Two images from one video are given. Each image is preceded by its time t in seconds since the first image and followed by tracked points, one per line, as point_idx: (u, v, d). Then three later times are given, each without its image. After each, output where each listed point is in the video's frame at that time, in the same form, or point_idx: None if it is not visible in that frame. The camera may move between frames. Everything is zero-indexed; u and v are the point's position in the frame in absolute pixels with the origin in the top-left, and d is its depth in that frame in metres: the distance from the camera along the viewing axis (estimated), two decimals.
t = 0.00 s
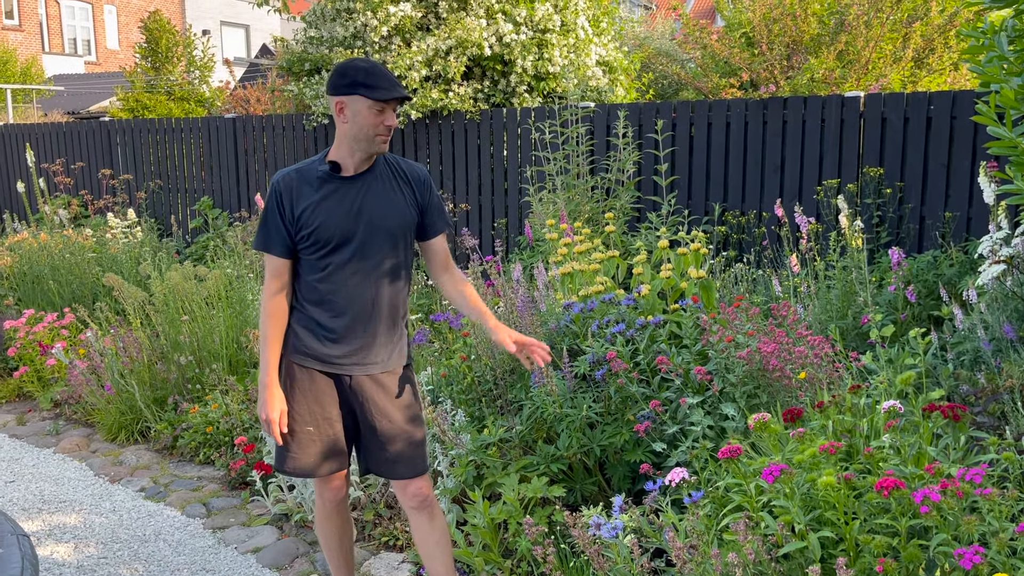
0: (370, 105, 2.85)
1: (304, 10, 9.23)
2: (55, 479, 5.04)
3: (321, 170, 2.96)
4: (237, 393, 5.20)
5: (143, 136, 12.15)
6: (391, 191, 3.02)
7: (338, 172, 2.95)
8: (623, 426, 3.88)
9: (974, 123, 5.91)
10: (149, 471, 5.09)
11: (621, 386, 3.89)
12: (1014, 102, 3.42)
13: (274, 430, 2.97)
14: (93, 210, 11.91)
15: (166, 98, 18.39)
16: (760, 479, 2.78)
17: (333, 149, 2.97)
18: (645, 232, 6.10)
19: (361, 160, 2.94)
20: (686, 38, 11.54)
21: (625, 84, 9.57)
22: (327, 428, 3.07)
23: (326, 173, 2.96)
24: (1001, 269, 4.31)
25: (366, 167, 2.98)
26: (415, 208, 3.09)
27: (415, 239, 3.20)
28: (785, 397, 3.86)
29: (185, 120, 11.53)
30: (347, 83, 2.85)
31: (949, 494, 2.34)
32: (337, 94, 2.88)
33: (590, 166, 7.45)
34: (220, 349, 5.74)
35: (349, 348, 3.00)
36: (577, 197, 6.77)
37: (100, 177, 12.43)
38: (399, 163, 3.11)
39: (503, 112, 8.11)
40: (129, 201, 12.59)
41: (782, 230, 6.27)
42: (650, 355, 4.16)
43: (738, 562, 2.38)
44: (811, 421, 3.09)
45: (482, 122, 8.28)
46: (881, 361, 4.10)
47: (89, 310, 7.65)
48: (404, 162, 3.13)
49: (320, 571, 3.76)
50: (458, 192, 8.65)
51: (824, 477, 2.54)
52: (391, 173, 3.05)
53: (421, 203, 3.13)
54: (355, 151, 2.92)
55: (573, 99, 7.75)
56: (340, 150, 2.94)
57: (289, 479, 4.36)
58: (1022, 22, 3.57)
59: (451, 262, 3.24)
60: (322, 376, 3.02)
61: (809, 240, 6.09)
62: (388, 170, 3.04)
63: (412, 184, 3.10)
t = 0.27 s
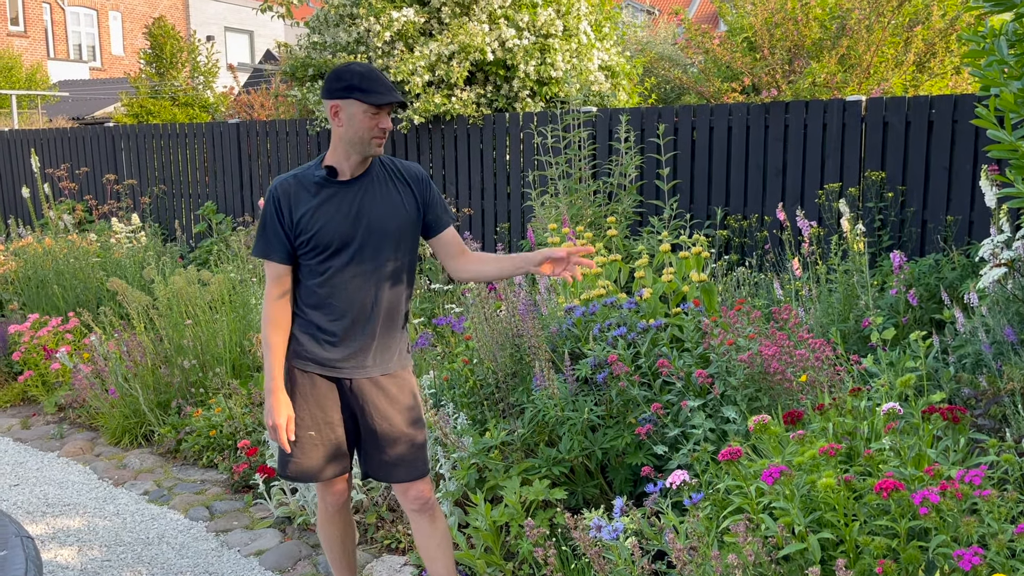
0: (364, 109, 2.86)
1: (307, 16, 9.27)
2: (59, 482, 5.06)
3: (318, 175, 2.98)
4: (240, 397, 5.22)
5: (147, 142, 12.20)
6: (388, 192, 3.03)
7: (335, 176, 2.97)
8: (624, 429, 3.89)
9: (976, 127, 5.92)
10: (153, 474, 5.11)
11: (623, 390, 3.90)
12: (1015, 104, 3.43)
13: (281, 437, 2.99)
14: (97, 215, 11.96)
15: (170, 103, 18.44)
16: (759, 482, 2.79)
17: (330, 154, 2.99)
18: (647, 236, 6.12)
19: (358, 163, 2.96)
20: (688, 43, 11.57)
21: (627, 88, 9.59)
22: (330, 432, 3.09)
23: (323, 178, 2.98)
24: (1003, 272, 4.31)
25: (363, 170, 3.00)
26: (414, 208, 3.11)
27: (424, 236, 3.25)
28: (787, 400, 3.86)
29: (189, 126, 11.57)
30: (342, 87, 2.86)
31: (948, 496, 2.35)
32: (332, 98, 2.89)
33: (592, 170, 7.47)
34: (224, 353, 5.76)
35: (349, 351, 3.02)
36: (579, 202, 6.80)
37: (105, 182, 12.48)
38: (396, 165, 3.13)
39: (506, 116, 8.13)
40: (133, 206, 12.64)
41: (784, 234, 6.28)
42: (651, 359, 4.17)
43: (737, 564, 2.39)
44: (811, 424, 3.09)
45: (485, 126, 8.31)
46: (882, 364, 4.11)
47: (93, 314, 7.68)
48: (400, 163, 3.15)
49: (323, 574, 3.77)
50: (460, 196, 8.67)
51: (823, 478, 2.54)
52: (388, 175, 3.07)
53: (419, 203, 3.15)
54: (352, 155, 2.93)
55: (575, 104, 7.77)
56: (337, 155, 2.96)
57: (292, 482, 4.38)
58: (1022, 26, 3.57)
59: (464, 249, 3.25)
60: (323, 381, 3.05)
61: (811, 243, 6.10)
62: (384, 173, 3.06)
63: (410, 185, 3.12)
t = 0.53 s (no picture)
0: (346, 110, 2.88)
1: (309, 21, 9.30)
2: (62, 486, 5.07)
3: (316, 179, 2.99)
4: (242, 400, 5.23)
5: (150, 147, 12.24)
6: (386, 196, 3.05)
7: (333, 180, 2.98)
8: (626, 432, 3.90)
9: (976, 131, 5.93)
10: (155, 478, 5.12)
11: (624, 393, 3.91)
12: (1014, 108, 3.44)
13: (298, 439, 2.92)
14: (99, 220, 12.00)
15: (172, 108, 18.50)
16: (760, 484, 2.79)
17: (327, 157, 2.99)
18: (648, 240, 6.13)
19: (354, 166, 2.97)
20: (688, 47, 11.61)
21: (628, 92, 9.62)
22: (332, 436, 3.09)
23: (321, 182, 2.99)
24: (1003, 275, 4.32)
25: (361, 174, 3.01)
26: (411, 211, 3.13)
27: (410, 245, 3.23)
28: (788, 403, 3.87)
29: (191, 131, 11.61)
30: (326, 90, 2.90)
31: (948, 498, 2.35)
32: (323, 102, 2.92)
33: (594, 174, 7.49)
34: (226, 357, 5.78)
35: (350, 355, 3.04)
36: (580, 205, 6.81)
37: (108, 187, 12.51)
38: (394, 169, 3.14)
39: (507, 121, 8.16)
40: (136, 211, 12.68)
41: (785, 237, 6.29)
42: (652, 362, 4.18)
43: (738, 566, 2.39)
44: (812, 426, 3.10)
45: (486, 130, 8.33)
46: (882, 367, 4.11)
47: (96, 319, 7.71)
48: (398, 166, 3.17)
49: None
50: (462, 200, 8.69)
51: (824, 481, 2.55)
52: (386, 178, 3.08)
53: (417, 207, 3.16)
54: (347, 158, 2.94)
55: (576, 108, 7.79)
56: (334, 158, 2.96)
57: (294, 486, 4.39)
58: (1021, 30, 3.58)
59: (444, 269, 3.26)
60: (325, 385, 3.05)
61: (812, 247, 6.11)
62: (382, 176, 3.08)
63: (408, 189, 3.14)
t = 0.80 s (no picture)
0: (339, 109, 2.90)
1: (310, 25, 9.32)
2: (64, 490, 5.08)
3: (314, 182, 3.04)
4: (243, 404, 5.24)
5: (151, 151, 12.27)
6: (383, 198, 3.05)
7: (330, 182, 3.02)
8: (627, 434, 3.91)
9: (976, 133, 5.94)
10: (157, 482, 5.13)
11: (625, 396, 3.92)
12: (1014, 111, 3.45)
13: (286, 440, 3.02)
14: (101, 225, 12.02)
15: (174, 113, 18.54)
16: (760, 487, 2.80)
17: (326, 160, 3.04)
18: (649, 243, 6.14)
19: (350, 167, 2.99)
20: (689, 51, 11.63)
21: (629, 96, 9.63)
22: (332, 438, 3.11)
23: (319, 184, 3.03)
24: (1004, 277, 4.32)
25: (358, 176, 3.03)
26: (411, 214, 3.10)
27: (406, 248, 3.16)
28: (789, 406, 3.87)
29: (193, 135, 11.64)
30: (327, 90, 2.94)
31: (948, 500, 2.35)
32: (320, 103, 2.96)
33: (594, 178, 7.50)
34: (228, 360, 5.79)
35: (347, 357, 3.05)
36: (580, 209, 6.83)
37: (109, 192, 12.53)
38: (395, 171, 3.14)
39: (508, 125, 8.18)
40: (137, 216, 12.70)
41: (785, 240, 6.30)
42: (653, 365, 4.19)
43: (739, 568, 2.40)
44: (812, 429, 3.11)
45: (487, 134, 8.35)
46: (883, 370, 4.12)
47: (98, 323, 7.72)
48: (400, 169, 3.16)
49: None
50: (463, 204, 8.70)
51: (824, 483, 2.55)
52: (385, 181, 3.08)
53: (417, 210, 3.13)
54: (343, 160, 2.98)
55: (577, 112, 7.81)
56: (331, 160, 3.00)
57: (295, 490, 4.39)
58: (1021, 33, 3.59)
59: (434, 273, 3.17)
60: (324, 387, 3.08)
61: (812, 250, 6.12)
62: (380, 179, 3.08)
63: (409, 193, 3.12)
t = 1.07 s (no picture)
0: (370, 116, 2.91)
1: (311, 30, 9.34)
2: (65, 494, 5.09)
3: (322, 183, 3.06)
4: (245, 408, 5.25)
5: (152, 155, 12.29)
6: (391, 200, 3.05)
7: (339, 183, 3.03)
8: (628, 437, 3.91)
9: (976, 136, 5.95)
10: (159, 486, 5.13)
11: (626, 399, 3.93)
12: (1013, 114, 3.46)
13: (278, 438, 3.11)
14: (102, 229, 12.04)
15: (175, 118, 18.56)
16: (761, 489, 2.81)
17: (336, 161, 3.06)
18: (650, 247, 6.15)
19: (361, 170, 3.01)
20: (688, 54, 11.65)
21: (629, 100, 9.65)
22: (337, 440, 3.12)
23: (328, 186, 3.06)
24: (1003, 280, 4.33)
25: (366, 177, 3.03)
26: (417, 215, 3.10)
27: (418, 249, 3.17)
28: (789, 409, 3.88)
29: (194, 139, 11.66)
30: (347, 94, 2.92)
31: (949, 502, 2.36)
32: (337, 105, 2.95)
33: (595, 182, 7.51)
34: (229, 364, 5.80)
35: (351, 358, 3.04)
36: (581, 212, 6.84)
37: (110, 196, 12.55)
38: (404, 173, 3.14)
39: (508, 129, 8.20)
40: (138, 220, 12.72)
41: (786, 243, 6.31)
42: (654, 368, 4.19)
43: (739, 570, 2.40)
44: (812, 432, 3.11)
45: (487, 138, 8.37)
46: (883, 372, 4.13)
47: (100, 327, 7.73)
48: (409, 171, 3.15)
49: None
50: (464, 208, 8.72)
51: (824, 485, 2.56)
52: (393, 183, 3.08)
53: (424, 212, 3.12)
54: (356, 163, 2.99)
55: (577, 116, 7.82)
56: (342, 162, 3.03)
57: (297, 493, 4.40)
58: (1020, 36, 3.59)
59: (449, 274, 3.17)
60: (328, 389, 3.08)
61: (813, 253, 6.12)
62: (389, 180, 3.08)
63: (416, 193, 3.11)
